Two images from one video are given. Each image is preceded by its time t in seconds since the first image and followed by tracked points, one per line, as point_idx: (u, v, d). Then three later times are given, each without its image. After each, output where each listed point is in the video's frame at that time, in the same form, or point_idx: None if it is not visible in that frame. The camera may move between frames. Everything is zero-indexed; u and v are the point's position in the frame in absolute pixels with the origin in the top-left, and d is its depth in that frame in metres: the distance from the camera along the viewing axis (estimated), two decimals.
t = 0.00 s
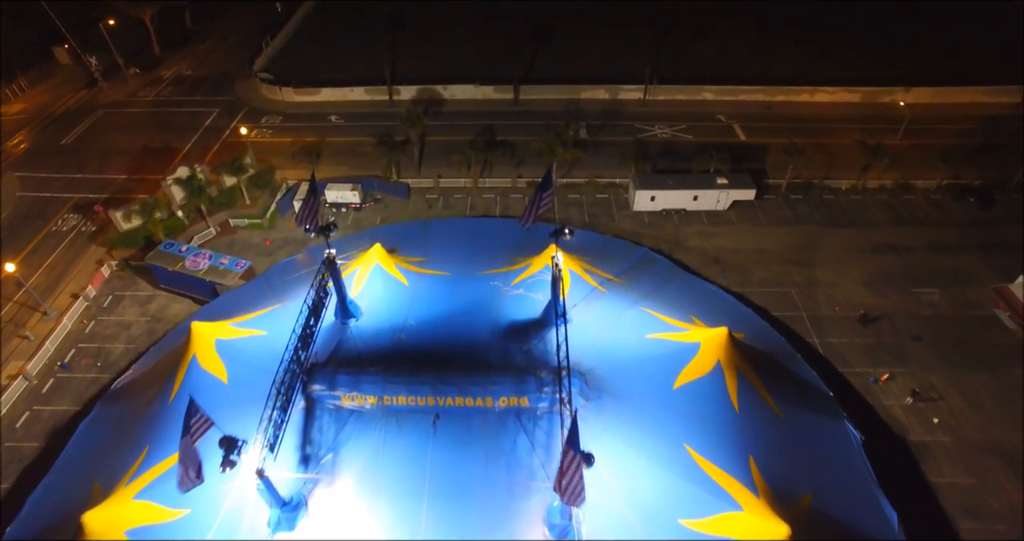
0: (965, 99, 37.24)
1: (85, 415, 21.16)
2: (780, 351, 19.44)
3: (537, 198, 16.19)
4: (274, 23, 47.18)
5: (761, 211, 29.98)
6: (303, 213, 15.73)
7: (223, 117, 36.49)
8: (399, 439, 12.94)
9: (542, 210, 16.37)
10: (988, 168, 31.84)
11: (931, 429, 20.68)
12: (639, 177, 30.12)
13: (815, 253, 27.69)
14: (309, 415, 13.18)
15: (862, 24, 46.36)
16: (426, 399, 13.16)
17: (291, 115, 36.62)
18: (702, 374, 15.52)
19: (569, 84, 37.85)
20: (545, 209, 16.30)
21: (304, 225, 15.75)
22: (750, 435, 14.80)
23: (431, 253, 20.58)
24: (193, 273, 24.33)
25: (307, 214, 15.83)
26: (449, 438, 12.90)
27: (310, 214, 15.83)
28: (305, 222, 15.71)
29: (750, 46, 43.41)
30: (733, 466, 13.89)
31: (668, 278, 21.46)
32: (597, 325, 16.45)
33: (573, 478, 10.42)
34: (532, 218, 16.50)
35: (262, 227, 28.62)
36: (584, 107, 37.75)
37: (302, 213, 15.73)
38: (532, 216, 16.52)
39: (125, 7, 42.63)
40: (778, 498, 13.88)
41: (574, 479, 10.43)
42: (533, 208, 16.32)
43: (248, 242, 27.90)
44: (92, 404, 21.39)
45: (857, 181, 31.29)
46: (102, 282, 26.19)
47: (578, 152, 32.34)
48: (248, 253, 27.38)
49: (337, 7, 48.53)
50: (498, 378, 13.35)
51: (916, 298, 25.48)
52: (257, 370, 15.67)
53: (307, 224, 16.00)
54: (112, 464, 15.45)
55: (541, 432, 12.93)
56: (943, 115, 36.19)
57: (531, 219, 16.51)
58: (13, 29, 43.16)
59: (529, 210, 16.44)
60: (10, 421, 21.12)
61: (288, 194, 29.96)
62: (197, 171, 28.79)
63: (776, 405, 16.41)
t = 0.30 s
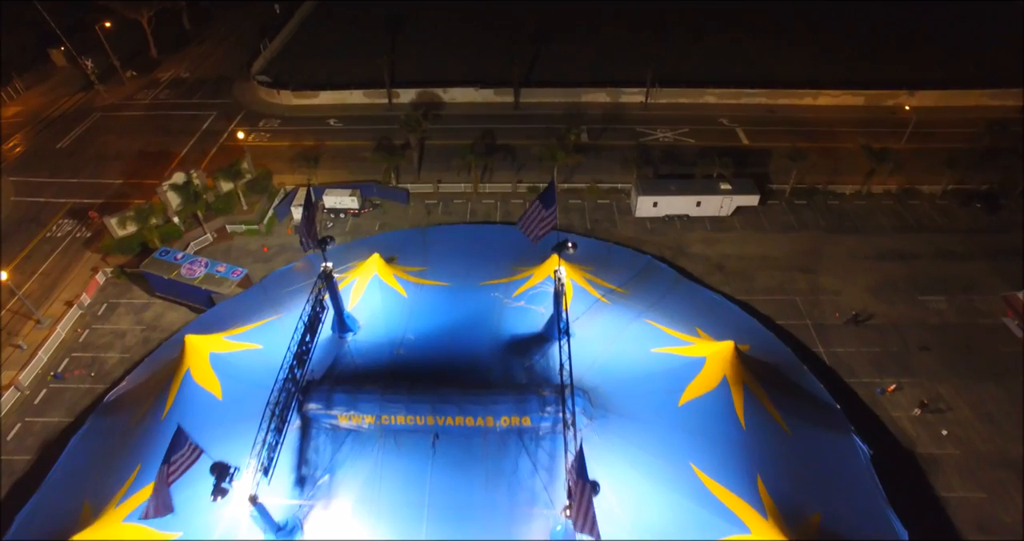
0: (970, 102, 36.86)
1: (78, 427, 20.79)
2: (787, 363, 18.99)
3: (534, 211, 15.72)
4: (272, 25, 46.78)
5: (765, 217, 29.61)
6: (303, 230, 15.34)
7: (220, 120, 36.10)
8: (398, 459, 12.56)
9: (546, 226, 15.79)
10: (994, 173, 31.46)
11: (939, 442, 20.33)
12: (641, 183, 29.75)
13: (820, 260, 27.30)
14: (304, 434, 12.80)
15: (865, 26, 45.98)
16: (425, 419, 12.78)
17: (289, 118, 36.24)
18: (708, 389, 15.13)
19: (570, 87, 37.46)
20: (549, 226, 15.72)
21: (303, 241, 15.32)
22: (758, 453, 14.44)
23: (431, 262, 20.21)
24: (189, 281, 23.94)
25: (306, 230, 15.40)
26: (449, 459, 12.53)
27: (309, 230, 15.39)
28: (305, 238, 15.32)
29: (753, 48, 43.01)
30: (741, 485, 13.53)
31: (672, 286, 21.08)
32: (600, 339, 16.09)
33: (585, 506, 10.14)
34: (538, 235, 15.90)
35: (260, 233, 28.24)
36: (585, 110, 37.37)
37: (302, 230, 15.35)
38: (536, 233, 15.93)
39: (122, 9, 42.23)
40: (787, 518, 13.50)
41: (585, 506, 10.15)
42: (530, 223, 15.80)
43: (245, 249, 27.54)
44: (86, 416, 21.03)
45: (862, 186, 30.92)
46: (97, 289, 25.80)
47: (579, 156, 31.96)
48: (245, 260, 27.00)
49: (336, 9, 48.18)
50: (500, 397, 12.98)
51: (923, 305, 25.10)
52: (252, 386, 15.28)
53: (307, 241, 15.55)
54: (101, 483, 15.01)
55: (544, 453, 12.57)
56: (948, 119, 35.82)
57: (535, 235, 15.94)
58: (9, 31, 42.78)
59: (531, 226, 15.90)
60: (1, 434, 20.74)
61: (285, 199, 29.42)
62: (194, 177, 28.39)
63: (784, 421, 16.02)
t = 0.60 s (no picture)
0: (975, 104, 36.53)
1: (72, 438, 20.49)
2: (793, 374, 18.61)
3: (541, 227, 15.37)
4: (270, 27, 46.44)
5: (768, 222, 29.29)
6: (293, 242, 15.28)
7: (218, 123, 35.75)
8: (397, 478, 12.24)
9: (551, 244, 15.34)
10: (1000, 177, 31.12)
11: (947, 453, 20.02)
12: (644, 187, 29.44)
13: (824, 266, 26.98)
14: (301, 452, 12.47)
15: (868, 28, 45.64)
16: (424, 436, 12.46)
17: (287, 122, 35.89)
18: (713, 404, 14.81)
19: (570, 90, 37.12)
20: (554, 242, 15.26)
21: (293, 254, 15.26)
22: (765, 468, 14.13)
23: (431, 270, 19.89)
24: (185, 288, 23.61)
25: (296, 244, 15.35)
26: (449, 478, 12.20)
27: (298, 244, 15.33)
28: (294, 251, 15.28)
29: (755, 50, 42.64)
30: (748, 502, 13.21)
31: (675, 295, 20.77)
32: (603, 351, 15.78)
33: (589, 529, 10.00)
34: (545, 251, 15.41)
35: (257, 239, 27.98)
36: (586, 113, 37.05)
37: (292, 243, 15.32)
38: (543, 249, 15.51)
39: (119, 11, 41.87)
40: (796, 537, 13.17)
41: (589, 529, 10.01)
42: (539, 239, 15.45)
43: (243, 255, 27.24)
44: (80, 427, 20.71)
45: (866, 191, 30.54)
46: (92, 296, 25.45)
47: (581, 160, 31.62)
48: (242, 266, 26.69)
49: (335, 11, 47.86)
50: (501, 414, 12.65)
51: (929, 313, 24.76)
52: (248, 400, 14.95)
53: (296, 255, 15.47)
54: (92, 498, 14.67)
55: (546, 472, 12.25)
56: (952, 122, 35.49)
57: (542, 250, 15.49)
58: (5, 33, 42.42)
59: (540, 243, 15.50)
60: None
61: (283, 204, 29.09)
62: (190, 183, 27.97)
63: (790, 435, 15.69)
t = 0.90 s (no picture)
0: (979, 107, 36.26)
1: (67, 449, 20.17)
2: (799, 385, 18.24)
3: (546, 242, 14.87)
4: (269, 29, 46.13)
5: (772, 227, 28.98)
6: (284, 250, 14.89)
7: (216, 127, 35.42)
8: (396, 498, 11.92)
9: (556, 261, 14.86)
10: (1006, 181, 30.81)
11: (956, 464, 19.74)
12: (645, 192, 29.18)
13: (828, 273, 26.67)
14: (298, 471, 12.14)
15: (870, 29, 45.36)
16: (424, 455, 12.14)
17: (286, 125, 35.57)
18: (719, 419, 14.49)
19: (571, 92, 36.79)
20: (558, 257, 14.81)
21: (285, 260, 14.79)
22: (773, 485, 13.80)
23: (431, 279, 19.56)
24: (182, 296, 23.29)
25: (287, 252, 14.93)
26: (449, 498, 11.86)
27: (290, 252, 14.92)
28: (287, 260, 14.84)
29: (757, 52, 42.33)
30: (756, 522, 12.92)
31: (679, 303, 20.43)
32: (607, 364, 15.47)
33: None
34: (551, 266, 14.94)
35: (255, 245, 27.69)
36: (587, 116, 36.74)
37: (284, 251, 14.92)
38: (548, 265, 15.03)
39: (116, 14, 41.54)
40: None
41: None
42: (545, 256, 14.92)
43: (240, 260, 26.94)
44: (74, 437, 20.37)
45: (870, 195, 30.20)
46: (88, 302, 25.10)
47: (582, 165, 31.32)
48: (239, 272, 26.38)
49: (334, 12, 47.58)
50: (503, 432, 12.33)
51: (936, 320, 24.44)
52: (243, 415, 14.60)
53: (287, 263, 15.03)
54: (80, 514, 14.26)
55: (549, 492, 11.91)
56: (957, 126, 35.21)
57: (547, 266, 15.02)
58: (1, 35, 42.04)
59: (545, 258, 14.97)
60: None
61: (281, 209, 28.75)
62: (186, 188, 27.79)
63: (797, 450, 15.34)
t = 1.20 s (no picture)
0: (984, 110, 35.96)
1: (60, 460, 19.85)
2: (804, 395, 17.86)
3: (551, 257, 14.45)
4: (268, 31, 45.83)
5: (775, 233, 28.68)
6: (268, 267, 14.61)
7: (213, 130, 35.09)
8: (395, 519, 11.58)
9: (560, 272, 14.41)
10: (1012, 186, 30.50)
11: (965, 476, 19.47)
12: (648, 197, 28.92)
13: (833, 279, 26.35)
14: (294, 491, 11.79)
15: (873, 31, 45.06)
16: (424, 475, 11.81)
17: (284, 128, 35.25)
18: (725, 435, 14.16)
19: (572, 95, 36.47)
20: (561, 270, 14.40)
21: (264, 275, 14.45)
22: (782, 502, 13.44)
23: (431, 287, 19.25)
24: (178, 303, 22.96)
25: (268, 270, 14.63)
26: (449, 519, 11.54)
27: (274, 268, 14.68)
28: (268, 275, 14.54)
29: (760, 54, 42.02)
30: None
31: (683, 312, 20.10)
32: (611, 377, 15.15)
33: None
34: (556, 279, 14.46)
35: (253, 250, 27.43)
36: (588, 119, 36.42)
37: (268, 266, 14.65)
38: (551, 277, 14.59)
39: (113, 16, 41.21)
40: None
41: None
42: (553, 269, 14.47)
43: (238, 267, 26.71)
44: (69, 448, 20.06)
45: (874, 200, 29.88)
46: (83, 310, 24.75)
47: (583, 169, 31.03)
48: (237, 279, 26.12)
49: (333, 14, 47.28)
50: (505, 451, 11.98)
51: (943, 328, 24.13)
52: (239, 430, 14.29)
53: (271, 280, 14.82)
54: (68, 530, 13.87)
55: (552, 512, 11.58)
56: (961, 129, 34.92)
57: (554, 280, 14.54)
58: None
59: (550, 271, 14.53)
60: None
61: (279, 214, 28.37)
62: (183, 194, 27.23)
63: (806, 465, 14.98)
